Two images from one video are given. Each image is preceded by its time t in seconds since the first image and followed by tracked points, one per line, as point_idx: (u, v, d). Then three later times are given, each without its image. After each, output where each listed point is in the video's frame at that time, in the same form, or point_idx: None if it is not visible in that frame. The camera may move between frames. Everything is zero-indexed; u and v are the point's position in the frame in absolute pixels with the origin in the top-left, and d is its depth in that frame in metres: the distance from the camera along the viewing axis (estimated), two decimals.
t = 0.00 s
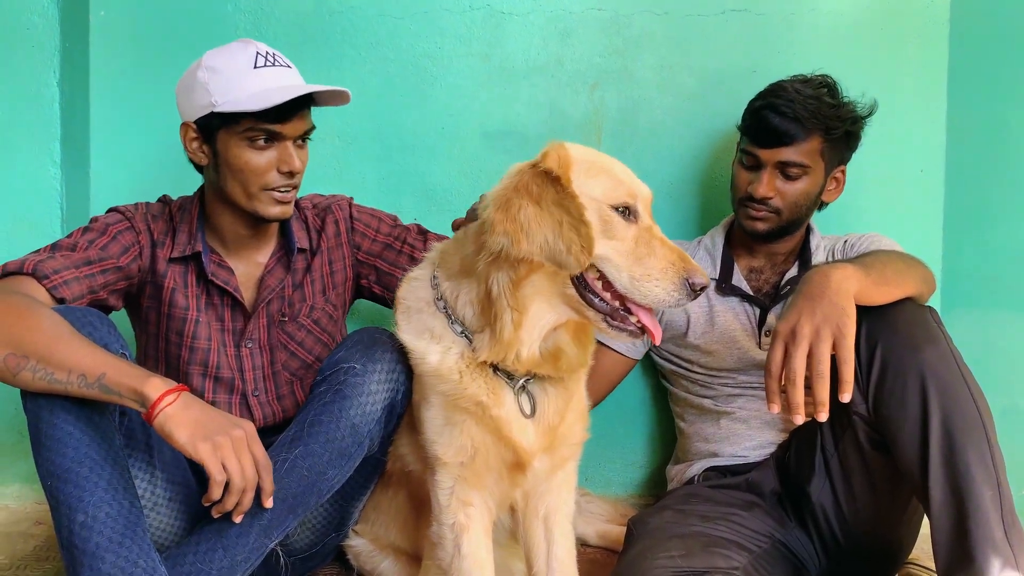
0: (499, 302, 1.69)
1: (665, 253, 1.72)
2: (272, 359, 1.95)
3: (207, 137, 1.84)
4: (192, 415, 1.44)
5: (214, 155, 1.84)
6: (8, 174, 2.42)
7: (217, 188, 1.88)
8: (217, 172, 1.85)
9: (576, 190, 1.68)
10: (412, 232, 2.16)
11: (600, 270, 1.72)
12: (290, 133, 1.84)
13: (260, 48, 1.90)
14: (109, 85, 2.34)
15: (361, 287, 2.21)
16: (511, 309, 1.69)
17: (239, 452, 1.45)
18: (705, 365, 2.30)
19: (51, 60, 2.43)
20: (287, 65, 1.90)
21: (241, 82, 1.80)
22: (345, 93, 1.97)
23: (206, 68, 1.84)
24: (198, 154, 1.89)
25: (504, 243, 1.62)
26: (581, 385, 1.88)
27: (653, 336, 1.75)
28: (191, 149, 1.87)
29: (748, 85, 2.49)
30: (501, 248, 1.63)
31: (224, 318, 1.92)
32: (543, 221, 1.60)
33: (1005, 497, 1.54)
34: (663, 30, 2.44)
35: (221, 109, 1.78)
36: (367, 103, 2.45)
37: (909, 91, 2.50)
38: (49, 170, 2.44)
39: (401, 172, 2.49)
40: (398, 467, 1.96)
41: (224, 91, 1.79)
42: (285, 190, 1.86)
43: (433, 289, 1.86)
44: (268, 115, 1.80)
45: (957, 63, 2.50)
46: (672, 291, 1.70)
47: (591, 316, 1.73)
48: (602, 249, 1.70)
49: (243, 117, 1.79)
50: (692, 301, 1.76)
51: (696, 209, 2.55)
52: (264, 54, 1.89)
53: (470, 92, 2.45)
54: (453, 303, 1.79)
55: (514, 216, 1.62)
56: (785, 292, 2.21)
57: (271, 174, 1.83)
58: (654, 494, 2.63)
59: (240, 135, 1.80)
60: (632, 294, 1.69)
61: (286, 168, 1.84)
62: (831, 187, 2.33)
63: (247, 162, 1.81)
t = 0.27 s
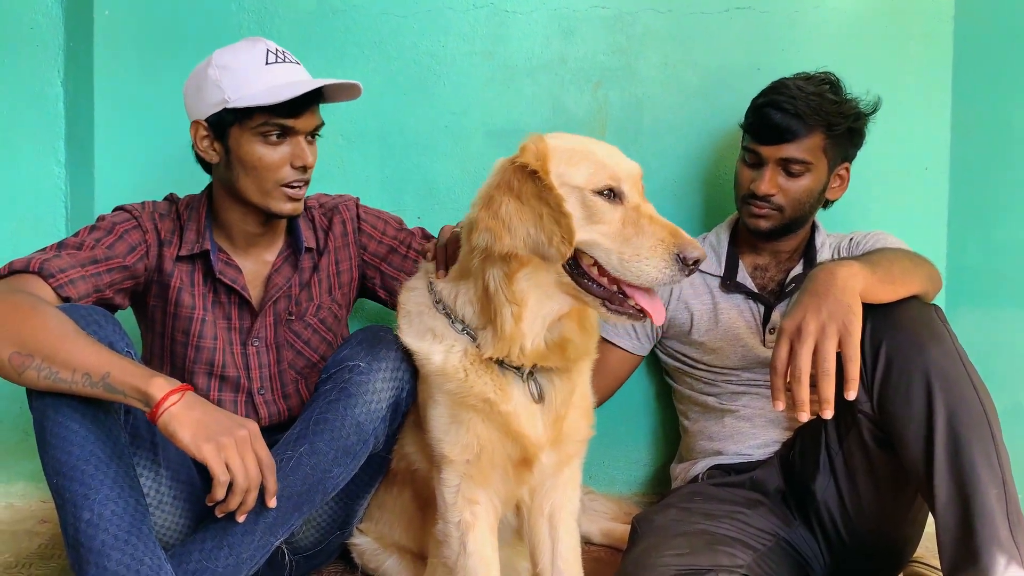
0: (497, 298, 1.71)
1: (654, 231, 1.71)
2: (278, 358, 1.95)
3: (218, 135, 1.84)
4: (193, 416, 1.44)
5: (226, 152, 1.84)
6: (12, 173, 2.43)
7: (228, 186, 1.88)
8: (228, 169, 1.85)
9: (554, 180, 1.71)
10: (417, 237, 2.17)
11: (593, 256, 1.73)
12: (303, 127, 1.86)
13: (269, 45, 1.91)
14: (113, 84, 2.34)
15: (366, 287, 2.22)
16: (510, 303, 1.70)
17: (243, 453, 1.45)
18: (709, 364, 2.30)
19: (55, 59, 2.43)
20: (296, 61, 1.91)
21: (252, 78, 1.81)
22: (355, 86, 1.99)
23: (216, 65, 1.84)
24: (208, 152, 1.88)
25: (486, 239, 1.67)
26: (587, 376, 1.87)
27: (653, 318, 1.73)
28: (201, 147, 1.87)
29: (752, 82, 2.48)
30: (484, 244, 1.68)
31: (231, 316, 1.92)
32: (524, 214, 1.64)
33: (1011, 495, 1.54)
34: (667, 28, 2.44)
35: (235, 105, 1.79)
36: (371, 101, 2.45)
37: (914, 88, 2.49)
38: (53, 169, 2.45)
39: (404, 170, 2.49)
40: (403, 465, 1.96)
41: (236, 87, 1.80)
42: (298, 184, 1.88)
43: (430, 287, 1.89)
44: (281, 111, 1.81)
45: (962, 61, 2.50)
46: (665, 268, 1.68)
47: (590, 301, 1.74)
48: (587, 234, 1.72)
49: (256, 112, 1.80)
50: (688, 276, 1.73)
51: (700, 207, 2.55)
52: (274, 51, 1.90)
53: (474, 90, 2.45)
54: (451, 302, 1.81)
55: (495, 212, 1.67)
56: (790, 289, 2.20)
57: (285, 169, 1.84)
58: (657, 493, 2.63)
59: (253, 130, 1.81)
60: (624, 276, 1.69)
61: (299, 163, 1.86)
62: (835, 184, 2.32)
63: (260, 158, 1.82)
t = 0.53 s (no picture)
0: (493, 286, 1.72)
1: (641, 207, 1.71)
2: (283, 355, 1.95)
3: (224, 130, 1.84)
4: (200, 411, 1.44)
5: (232, 148, 1.85)
6: (18, 170, 2.43)
7: (234, 182, 1.87)
8: (234, 164, 1.85)
9: (540, 167, 1.74)
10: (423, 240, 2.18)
11: (585, 239, 1.75)
12: (308, 120, 1.86)
13: (272, 40, 1.91)
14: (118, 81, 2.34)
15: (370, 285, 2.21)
16: (506, 290, 1.71)
17: (249, 448, 1.46)
18: (714, 360, 2.29)
19: (61, 56, 2.43)
20: (300, 56, 1.91)
21: (256, 72, 1.81)
22: (359, 78, 2.00)
23: (220, 60, 1.84)
24: (214, 149, 1.88)
25: (475, 230, 1.71)
26: (591, 369, 1.86)
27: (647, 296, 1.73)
28: (207, 143, 1.87)
29: (758, 78, 2.47)
30: (474, 235, 1.72)
31: (237, 313, 1.92)
32: (510, 204, 1.67)
33: (1019, 491, 1.53)
34: (673, 23, 2.43)
35: (239, 99, 1.79)
36: (375, 97, 2.44)
37: (921, 84, 2.48)
38: (58, 166, 2.45)
39: (409, 166, 2.48)
40: (408, 461, 1.96)
41: (240, 82, 1.80)
42: (304, 177, 1.87)
43: (431, 285, 1.89)
44: (285, 103, 1.81)
45: (968, 56, 2.48)
46: (653, 243, 1.68)
47: (585, 283, 1.77)
48: (575, 217, 1.74)
49: (261, 105, 1.80)
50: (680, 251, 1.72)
51: (705, 203, 2.54)
52: (277, 45, 1.90)
53: (478, 86, 2.45)
54: (450, 292, 1.82)
55: (484, 203, 1.71)
56: (796, 284, 2.19)
57: (291, 163, 1.84)
58: (662, 489, 2.63)
59: (259, 124, 1.81)
60: (614, 254, 1.70)
61: (305, 156, 1.86)
62: (841, 180, 2.31)
63: (266, 151, 1.82)
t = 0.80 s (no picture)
0: (499, 281, 1.72)
1: (643, 193, 1.71)
2: (287, 350, 1.96)
3: (219, 125, 1.85)
4: (207, 402, 1.44)
5: (227, 142, 1.85)
6: (22, 164, 2.43)
7: (231, 176, 1.88)
8: (230, 158, 1.85)
9: (542, 159, 1.74)
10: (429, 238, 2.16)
11: (588, 229, 1.75)
12: (302, 112, 1.85)
13: (263, 33, 1.91)
14: (122, 75, 2.34)
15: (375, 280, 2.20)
16: (512, 284, 1.71)
17: (256, 438, 1.46)
18: (718, 354, 2.29)
19: (64, 50, 2.43)
20: (291, 47, 1.90)
21: (249, 65, 1.81)
22: (351, 67, 1.99)
23: (212, 56, 1.85)
24: (210, 144, 1.89)
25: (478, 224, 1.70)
26: (594, 365, 1.86)
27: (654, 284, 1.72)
28: (204, 139, 1.88)
29: (762, 72, 2.47)
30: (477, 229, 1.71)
31: (241, 307, 1.92)
32: (513, 199, 1.66)
33: (1023, 487, 1.53)
34: (677, 17, 2.42)
35: (232, 92, 1.79)
36: (379, 90, 2.44)
37: (926, 79, 2.47)
38: (62, 160, 2.45)
39: (413, 161, 2.48)
40: (412, 455, 1.96)
41: (233, 75, 1.80)
42: (300, 169, 1.87)
43: (440, 276, 1.88)
44: (277, 96, 1.81)
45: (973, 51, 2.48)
46: (656, 228, 1.68)
47: (591, 274, 1.76)
48: (578, 207, 1.75)
49: (253, 98, 1.80)
50: (684, 236, 1.71)
51: (708, 198, 2.54)
52: (269, 38, 1.90)
53: (482, 81, 2.44)
54: (456, 286, 1.81)
55: (487, 196, 1.70)
56: (799, 279, 2.19)
57: (286, 155, 1.84)
58: (665, 484, 2.63)
59: (252, 118, 1.81)
60: (617, 243, 1.70)
61: (300, 148, 1.85)
62: (844, 175, 2.31)
63: (261, 145, 1.82)
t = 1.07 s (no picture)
0: (507, 281, 1.72)
1: (650, 176, 1.71)
2: (288, 346, 1.96)
3: (223, 120, 1.85)
4: (210, 399, 1.44)
5: (230, 137, 1.85)
6: (24, 161, 2.43)
7: (233, 171, 1.88)
8: (232, 154, 1.85)
9: (546, 156, 1.74)
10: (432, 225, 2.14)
11: (598, 221, 1.75)
12: (306, 110, 1.86)
13: (271, 31, 1.91)
14: (124, 73, 2.34)
15: (377, 272, 2.20)
16: (519, 284, 1.72)
17: (259, 435, 1.46)
18: (720, 352, 2.29)
19: (66, 48, 2.43)
20: (299, 45, 1.90)
21: (256, 61, 1.81)
22: (358, 66, 1.99)
23: (219, 51, 1.85)
24: (213, 139, 1.89)
25: (484, 226, 1.69)
26: (595, 362, 1.86)
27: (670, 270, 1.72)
28: (207, 134, 1.88)
29: (763, 69, 2.46)
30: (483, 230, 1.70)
31: (241, 304, 1.92)
32: (520, 200, 1.66)
33: None
34: (679, 14, 2.42)
35: (238, 88, 1.79)
36: (380, 88, 2.44)
37: (927, 76, 2.47)
38: (64, 158, 2.45)
39: (414, 158, 2.48)
40: (414, 453, 1.96)
41: (239, 71, 1.80)
42: (303, 167, 1.87)
43: (444, 274, 1.88)
44: (283, 92, 1.81)
45: (975, 49, 2.47)
46: (666, 208, 1.67)
47: (606, 267, 1.75)
48: (585, 198, 1.75)
49: (259, 94, 1.80)
50: (695, 215, 1.71)
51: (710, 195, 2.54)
52: (276, 36, 1.90)
53: (484, 78, 2.44)
54: (462, 287, 1.81)
55: (492, 196, 1.68)
56: (802, 277, 2.19)
57: (289, 152, 1.84)
58: (667, 481, 2.63)
59: (257, 113, 1.81)
60: (630, 229, 1.70)
61: (303, 146, 1.86)
62: (846, 172, 2.30)
63: (264, 141, 1.82)
